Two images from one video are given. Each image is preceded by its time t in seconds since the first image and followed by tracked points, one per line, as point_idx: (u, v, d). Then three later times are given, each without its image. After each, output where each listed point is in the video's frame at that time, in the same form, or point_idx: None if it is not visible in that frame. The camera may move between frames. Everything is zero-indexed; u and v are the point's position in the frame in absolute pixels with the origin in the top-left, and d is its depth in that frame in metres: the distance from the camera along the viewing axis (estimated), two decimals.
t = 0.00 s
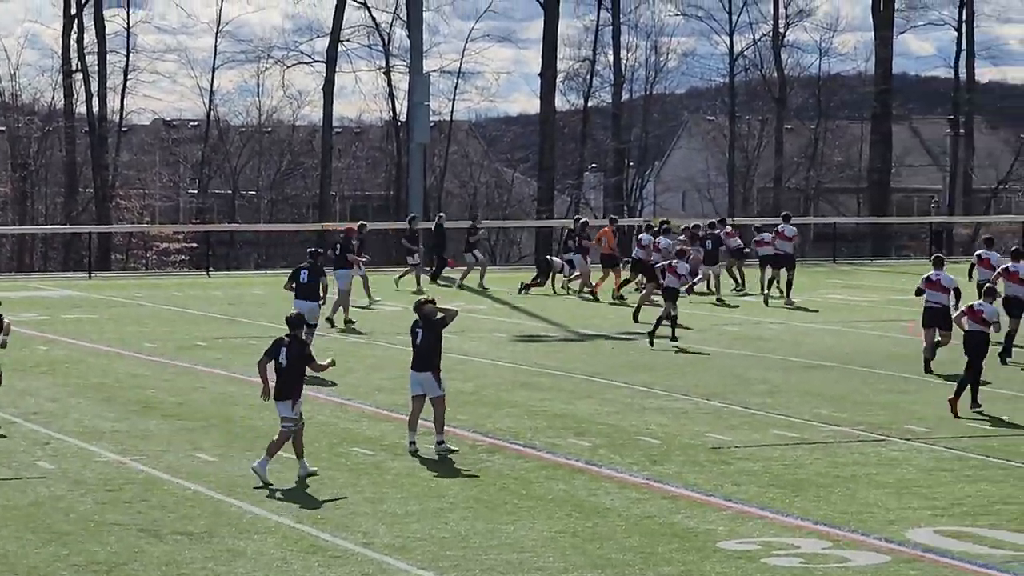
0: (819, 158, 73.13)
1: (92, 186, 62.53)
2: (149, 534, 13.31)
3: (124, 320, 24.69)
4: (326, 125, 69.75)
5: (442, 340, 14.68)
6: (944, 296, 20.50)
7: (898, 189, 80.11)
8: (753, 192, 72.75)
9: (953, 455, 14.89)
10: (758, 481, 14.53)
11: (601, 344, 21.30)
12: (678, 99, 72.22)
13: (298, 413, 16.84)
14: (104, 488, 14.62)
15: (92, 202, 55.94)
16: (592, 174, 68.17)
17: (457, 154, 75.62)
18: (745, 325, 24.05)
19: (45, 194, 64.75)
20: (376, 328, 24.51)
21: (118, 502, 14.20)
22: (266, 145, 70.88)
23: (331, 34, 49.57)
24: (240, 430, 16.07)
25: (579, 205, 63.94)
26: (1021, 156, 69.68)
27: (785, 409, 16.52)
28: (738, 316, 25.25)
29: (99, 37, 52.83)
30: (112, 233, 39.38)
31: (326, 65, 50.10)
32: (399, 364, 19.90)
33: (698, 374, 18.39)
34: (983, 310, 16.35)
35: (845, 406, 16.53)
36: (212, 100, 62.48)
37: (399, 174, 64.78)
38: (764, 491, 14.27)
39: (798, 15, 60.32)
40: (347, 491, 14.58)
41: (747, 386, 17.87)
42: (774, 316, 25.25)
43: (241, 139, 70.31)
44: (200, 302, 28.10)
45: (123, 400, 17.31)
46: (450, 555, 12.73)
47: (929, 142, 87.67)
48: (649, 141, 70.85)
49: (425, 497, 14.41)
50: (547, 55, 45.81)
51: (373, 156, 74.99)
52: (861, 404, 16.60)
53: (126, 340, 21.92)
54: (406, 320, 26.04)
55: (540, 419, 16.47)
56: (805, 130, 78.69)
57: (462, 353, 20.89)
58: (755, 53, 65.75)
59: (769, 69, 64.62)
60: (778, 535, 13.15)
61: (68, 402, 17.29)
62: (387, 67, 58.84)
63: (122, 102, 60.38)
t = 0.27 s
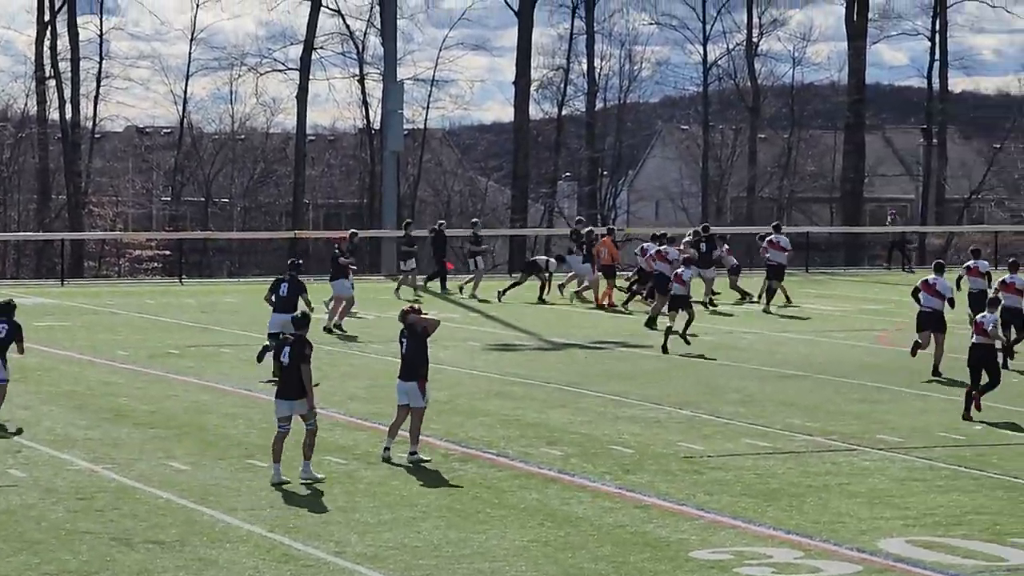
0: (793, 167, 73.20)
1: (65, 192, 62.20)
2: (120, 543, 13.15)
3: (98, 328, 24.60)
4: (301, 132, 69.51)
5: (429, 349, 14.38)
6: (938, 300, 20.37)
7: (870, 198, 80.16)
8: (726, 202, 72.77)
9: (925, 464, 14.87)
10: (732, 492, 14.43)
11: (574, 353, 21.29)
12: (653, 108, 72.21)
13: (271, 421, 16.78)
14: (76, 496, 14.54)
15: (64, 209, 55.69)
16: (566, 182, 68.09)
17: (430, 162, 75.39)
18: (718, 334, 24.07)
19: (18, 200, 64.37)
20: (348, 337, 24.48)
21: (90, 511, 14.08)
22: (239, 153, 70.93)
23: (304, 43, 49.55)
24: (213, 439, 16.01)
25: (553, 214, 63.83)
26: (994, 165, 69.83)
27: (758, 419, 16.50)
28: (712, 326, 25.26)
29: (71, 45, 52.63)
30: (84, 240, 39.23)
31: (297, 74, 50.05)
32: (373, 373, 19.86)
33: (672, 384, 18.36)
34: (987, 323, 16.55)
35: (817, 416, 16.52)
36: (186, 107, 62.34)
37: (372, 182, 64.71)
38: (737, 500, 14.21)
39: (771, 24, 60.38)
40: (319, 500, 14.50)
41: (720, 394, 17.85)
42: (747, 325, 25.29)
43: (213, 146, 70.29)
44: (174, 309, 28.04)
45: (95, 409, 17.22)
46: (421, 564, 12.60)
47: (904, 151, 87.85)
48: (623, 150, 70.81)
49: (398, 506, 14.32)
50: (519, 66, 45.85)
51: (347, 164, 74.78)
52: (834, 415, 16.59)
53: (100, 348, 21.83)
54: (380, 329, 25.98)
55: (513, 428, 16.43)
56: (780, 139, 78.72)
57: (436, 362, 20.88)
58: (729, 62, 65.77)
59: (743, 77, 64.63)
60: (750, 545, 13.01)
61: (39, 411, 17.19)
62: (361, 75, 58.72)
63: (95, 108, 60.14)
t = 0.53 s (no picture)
0: (768, 179, 73.29)
1: (40, 201, 61.91)
2: (93, 553, 12.98)
3: (73, 338, 24.48)
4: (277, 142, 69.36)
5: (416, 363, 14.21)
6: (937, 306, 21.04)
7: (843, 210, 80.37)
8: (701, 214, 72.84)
9: (899, 477, 14.86)
10: (708, 505, 14.34)
11: (549, 365, 21.25)
12: (628, 119, 72.25)
13: (245, 431, 16.69)
14: (49, 506, 14.35)
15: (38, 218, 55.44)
16: (541, 193, 68.04)
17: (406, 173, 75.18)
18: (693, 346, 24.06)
19: None
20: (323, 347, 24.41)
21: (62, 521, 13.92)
22: (215, 162, 70.83)
23: (278, 53, 49.50)
24: (188, 450, 15.93)
25: (528, 225, 63.79)
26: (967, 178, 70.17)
27: (732, 431, 16.46)
28: (685, 337, 25.28)
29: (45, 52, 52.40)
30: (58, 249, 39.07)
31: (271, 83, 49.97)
32: (348, 384, 19.79)
33: (647, 395, 18.34)
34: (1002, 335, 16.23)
35: (791, 428, 16.50)
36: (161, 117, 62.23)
37: (347, 191, 64.67)
38: (711, 513, 14.14)
39: (747, 36, 60.45)
40: (296, 513, 14.26)
41: (695, 406, 17.81)
42: (723, 337, 25.29)
43: (188, 155, 70.20)
44: (148, 319, 27.93)
45: (68, 419, 17.10)
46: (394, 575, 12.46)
47: (878, 164, 88.15)
48: (598, 161, 70.79)
49: (372, 518, 14.20)
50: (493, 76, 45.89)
51: (322, 174, 74.65)
52: (807, 426, 16.57)
53: (74, 358, 21.71)
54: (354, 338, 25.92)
55: (487, 440, 16.36)
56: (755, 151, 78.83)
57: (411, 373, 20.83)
58: (705, 74, 65.84)
59: (718, 89, 64.68)
60: (724, 557, 12.86)
61: (11, 421, 17.06)
62: (337, 86, 58.66)
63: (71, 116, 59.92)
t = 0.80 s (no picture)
0: (746, 191, 73.26)
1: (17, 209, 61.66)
2: (68, 564, 12.84)
3: (52, 347, 24.39)
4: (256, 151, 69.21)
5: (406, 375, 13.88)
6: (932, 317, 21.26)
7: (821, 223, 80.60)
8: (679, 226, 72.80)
9: (876, 491, 14.85)
10: (686, 519, 14.26)
11: (527, 376, 21.23)
12: (607, 131, 72.22)
13: (222, 442, 16.63)
14: (25, 517, 14.22)
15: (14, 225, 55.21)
16: (518, 204, 67.93)
17: (384, 183, 75.13)
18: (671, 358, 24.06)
19: None
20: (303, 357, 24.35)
21: (38, 531, 13.80)
22: (193, 172, 70.69)
23: (256, 63, 49.47)
24: (164, 461, 15.86)
25: (506, 236, 63.70)
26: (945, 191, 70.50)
27: (709, 444, 16.44)
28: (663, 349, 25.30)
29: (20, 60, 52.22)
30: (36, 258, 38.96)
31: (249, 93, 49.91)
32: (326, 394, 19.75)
33: (625, 408, 18.32)
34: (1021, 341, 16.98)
35: (767, 441, 16.49)
36: (138, 126, 62.14)
37: (324, 202, 64.53)
38: (688, 526, 14.08)
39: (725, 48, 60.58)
40: (272, 524, 14.17)
41: (673, 418, 17.78)
42: (701, 349, 25.32)
43: (166, 165, 70.11)
44: (126, 329, 27.87)
45: (44, 429, 17.01)
46: None
47: (856, 177, 88.45)
48: (576, 172, 70.74)
49: (348, 529, 14.10)
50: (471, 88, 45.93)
51: (300, 184, 74.50)
52: (784, 439, 16.56)
53: (52, 368, 21.63)
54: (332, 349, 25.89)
55: (464, 452, 16.32)
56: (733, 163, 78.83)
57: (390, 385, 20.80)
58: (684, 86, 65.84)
59: (697, 101, 64.69)
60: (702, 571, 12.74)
61: None
62: (315, 95, 58.54)
63: (49, 125, 59.72)
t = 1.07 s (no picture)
0: (726, 203, 73.37)
1: None
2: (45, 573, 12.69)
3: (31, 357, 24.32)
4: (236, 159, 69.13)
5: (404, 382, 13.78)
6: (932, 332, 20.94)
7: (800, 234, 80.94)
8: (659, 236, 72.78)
9: (855, 504, 14.83)
10: (668, 533, 14.15)
11: (507, 387, 21.22)
12: (587, 142, 72.36)
13: (200, 453, 16.57)
14: (2, 525, 14.11)
15: None
16: (499, 214, 67.97)
17: (364, 192, 75.15)
18: (651, 369, 24.06)
19: None
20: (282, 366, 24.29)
21: (15, 541, 13.67)
22: (173, 180, 70.69)
23: (238, 71, 49.50)
24: (142, 470, 15.80)
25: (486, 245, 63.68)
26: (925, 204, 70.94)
27: (688, 455, 16.43)
28: (642, 361, 25.34)
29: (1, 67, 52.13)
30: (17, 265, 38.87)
31: (231, 102, 49.91)
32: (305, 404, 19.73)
33: (605, 420, 18.30)
34: None
35: (746, 453, 16.48)
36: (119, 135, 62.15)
37: (305, 211, 64.56)
38: (667, 539, 14.00)
39: (705, 60, 60.80)
40: (250, 534, 14.09)
41: (652, 429, 17.75)
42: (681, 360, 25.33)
43: (146, 173, 70.13)
44: (105, 337, 27.83)
45: (22, 438, 16.92)
46: None
47: (836, 189, 88.84)
48: (556, 183, 70.83)
49: (327, 540, 13.97)
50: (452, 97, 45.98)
51: (280, 194, 74.45)
52: (762, 451, 16.55)
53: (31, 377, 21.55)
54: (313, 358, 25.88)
55: (443, 463, 16.27)
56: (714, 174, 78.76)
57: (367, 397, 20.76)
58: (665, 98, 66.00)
59: (677, 112, 64.85)
60: None
61: None
62: (296, 104, 58.55)
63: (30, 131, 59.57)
